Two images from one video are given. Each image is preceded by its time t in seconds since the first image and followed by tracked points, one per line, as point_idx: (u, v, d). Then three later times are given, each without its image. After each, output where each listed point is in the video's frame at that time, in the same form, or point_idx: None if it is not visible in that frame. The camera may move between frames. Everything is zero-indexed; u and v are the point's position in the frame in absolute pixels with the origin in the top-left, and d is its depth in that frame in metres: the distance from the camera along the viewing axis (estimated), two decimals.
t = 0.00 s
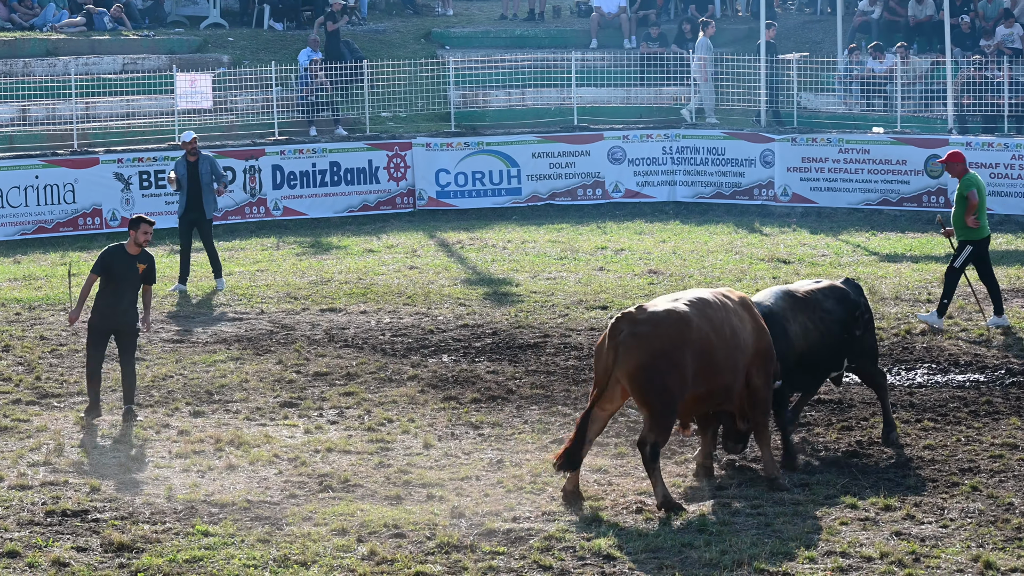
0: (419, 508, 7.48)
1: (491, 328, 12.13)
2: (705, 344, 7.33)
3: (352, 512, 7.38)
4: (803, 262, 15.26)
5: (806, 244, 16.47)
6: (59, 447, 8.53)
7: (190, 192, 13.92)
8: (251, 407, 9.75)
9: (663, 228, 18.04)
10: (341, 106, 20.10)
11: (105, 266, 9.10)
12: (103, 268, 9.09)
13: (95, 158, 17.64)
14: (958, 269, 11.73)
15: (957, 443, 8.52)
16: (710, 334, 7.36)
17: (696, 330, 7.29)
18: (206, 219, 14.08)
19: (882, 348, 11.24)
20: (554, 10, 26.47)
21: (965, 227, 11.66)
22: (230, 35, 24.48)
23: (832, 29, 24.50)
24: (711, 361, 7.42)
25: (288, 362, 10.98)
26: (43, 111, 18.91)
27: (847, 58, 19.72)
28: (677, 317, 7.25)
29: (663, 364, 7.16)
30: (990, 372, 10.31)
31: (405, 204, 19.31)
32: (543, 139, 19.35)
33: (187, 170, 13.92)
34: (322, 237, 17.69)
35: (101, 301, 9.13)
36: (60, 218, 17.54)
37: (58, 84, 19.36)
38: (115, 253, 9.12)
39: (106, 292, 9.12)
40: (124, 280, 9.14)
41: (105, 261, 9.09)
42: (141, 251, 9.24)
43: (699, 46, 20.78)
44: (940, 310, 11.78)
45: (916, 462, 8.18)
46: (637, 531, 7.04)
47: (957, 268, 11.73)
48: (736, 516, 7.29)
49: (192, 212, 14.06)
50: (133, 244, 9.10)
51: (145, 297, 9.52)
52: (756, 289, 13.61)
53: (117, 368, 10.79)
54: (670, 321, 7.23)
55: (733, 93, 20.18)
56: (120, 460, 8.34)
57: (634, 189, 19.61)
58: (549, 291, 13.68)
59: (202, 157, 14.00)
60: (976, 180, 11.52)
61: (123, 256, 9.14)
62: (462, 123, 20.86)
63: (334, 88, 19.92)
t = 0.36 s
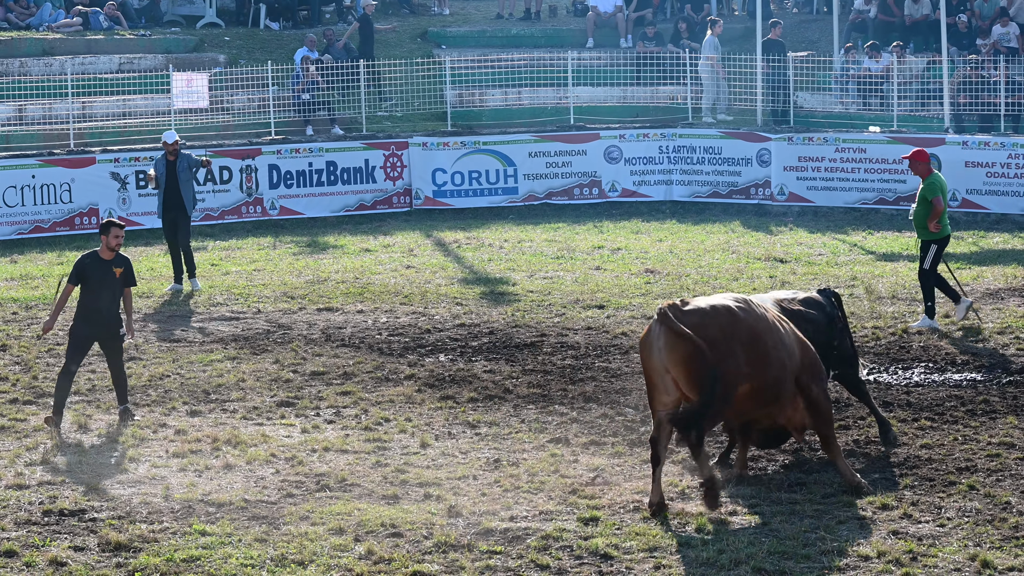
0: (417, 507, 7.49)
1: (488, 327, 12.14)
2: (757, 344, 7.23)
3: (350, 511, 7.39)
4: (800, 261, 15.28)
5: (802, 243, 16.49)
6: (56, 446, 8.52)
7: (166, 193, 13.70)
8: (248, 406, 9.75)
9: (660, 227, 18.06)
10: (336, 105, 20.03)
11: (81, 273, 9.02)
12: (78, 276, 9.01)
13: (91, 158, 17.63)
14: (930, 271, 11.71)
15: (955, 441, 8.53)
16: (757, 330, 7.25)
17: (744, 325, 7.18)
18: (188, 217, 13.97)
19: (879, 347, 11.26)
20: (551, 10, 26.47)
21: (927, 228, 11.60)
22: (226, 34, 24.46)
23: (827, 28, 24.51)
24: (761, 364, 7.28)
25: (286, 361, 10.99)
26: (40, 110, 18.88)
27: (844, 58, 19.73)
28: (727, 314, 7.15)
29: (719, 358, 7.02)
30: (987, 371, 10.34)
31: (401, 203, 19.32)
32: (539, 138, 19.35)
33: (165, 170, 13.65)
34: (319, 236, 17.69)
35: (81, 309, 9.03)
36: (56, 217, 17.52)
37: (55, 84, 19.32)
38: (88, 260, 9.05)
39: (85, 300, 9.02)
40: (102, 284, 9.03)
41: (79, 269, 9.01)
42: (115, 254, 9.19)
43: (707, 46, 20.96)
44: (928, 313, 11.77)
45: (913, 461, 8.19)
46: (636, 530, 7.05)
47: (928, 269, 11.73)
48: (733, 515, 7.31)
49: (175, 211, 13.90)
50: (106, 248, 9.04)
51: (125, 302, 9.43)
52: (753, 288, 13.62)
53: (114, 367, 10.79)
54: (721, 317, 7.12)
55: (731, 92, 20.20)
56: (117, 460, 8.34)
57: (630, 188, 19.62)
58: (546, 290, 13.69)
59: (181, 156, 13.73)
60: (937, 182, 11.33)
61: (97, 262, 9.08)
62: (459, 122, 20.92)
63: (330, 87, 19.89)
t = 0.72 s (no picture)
0: (414, 507, 7.49)
1: (485, 327, 12.14)
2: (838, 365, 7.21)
3: (347, 510, 7.39)
4: (797, 261, 15.29)
5: (799, 243, 16.50)
6: (53, 446, 8.52)
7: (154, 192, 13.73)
8: (245, 406, 9.75)
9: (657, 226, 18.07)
10: (333, 105, 20.06)
11: (38, 273, 8.96)
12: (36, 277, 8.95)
13: (88, 157, 17.62)
14: (912, 271, 11.68)
15: (952, 441, 8.55)
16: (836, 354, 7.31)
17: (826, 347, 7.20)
18: (175, 218, 13.91)
19: (876, 347, 11.27)
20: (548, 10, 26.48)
21: (907, 229, 11.53)
22: (223, 34, 24.45)
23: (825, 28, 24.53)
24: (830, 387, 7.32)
25: (283, 361, 10.99)
26: (36, 110, 18.85)
27: (841, 58, 19.75)
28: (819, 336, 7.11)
29: (817, 371, 7.00)
30: (984, 371, 10.35)
31: (399, 203, 19.33)
32: (537, 138, 19.35)
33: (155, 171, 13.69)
34: (316, 236, 17.68)
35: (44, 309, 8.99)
36: (53, 217, 17.51)
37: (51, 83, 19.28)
38: (44, 259, 8.97)
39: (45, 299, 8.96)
40: (59, 281, 8.94)
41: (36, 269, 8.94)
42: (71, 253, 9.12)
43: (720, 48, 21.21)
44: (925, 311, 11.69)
45: (910, 460, 8.20)
46: (633, 530, 7.06)
47: (911, 270, 11.68)
48: (731, 515, 7.31)
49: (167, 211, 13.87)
50: (63, 247, 8.97)
51: (87, 300, 9.36)
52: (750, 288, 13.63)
53: (111, 367, 10.79)
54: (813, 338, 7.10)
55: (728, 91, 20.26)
56: (114, 459, 8.33)
57: (628, 188, 19.63)
58: (543, 290, 13.69)
59: (168, 158, 13.72)
60: (905, 181, 11.36)
61: (53, 260, 8.98)
62: (457, 122, 20.93)
63: (327, 87, 19.93)
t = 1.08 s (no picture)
0: (410, 507, 7.49)
1: (481, 327, 12.14)
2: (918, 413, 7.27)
3: (343, 510, 7.39)
4: (793, 260, 15.30)
5: (796, 243, 16.50)
6: (49, 446, 8.52)
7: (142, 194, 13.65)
8: (241, 406, 9.75)
9: (653, 226, 18.07)
10: (330, 104, 20.06)
11: (24, 278, 8.86)
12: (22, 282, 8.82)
13: (85, 157, 17.62)
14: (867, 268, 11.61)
15: (948, 441, 8.56)
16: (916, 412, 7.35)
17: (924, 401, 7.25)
18: (162, 221, 13.81)
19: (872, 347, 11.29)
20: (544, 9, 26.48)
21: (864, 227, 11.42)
22: (220, 33, 24.44)
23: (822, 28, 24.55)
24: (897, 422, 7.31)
25: (279, 361, 10.99)
26: (32, 110, 18.83)
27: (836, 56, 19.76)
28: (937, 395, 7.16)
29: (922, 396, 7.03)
30: (980, 370, 10.37)
31: (395, 202, 19.33)
32: (533, 138, 19.36)
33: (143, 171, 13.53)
34: (312, 236, 17.67)
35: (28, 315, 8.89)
36: (50, 217, 17.50)
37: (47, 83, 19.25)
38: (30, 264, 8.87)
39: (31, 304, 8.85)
40: (44, 287, 8.85)
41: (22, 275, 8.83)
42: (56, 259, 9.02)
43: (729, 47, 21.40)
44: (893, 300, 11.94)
45: (907, 459, 8.22)
46: (630, 530, 7.07)
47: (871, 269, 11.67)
48: (727, 514, 7.33)
49: (155, 214, 13.76)
50: (48, 253, 8.83)
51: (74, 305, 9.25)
52: (746, 288, 13.63)
53: (107, 367, 10.79)
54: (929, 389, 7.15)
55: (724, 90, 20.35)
56: (111, 459, 8.33)
57: (624, 188, 19.64)
58: (540, 290, 13.69)
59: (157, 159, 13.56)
60: (865, 178, 11.16)
61: (38, 265, 8.88)
62: (453, 122, 20.83)
63: (324, 87, 19.94)
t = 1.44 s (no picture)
0: (408, 507, 7.50)
1: (479, 327, 12.15)
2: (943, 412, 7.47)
3: (342, 510, 7.40)
4: (791, 260, 15.32)
5: (793, 243, 16.52)
6: (48, 447, 8.53)
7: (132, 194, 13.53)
8: (239, 406, 9.76)
9: (651, 226, 18.08)
10: (328, 104, 20.10)
11: (29, 283, 8.70)
12: (26, 285, 8.70)
13: (83, 157, 17.62)
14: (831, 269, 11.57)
15: (947, 441, 8.58)
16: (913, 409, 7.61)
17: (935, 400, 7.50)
18: (154, 221, 13.70)
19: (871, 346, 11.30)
20: (542, 9, 26.51)
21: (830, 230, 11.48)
22: (217, 34, 24.45)
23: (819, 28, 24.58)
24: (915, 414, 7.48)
25: (277, 361, 11.00)
26: (30, 111, 18.81)
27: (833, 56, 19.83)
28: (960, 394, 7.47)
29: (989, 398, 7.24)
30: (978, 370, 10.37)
31: (393, 203, 19.35)
32: (531, 138, 19.37)
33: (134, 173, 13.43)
34: (310, 236, 17.68)
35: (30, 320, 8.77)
36: (47, 217, 17.50)
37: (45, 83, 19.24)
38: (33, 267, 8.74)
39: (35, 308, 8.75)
40: (50, 290, 8.77)
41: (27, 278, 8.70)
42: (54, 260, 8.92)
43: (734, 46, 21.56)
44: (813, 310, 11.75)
45: (905, 460, 8.24)
46: (629, 530, 7.08)
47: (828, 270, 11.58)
48: (725, 514, 7.34)
49: (143, 214, 13.66)
50: (54, 255, 8.75)
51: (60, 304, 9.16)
52: (744, 288, 13.65)
53: (106, 367, 10.80)
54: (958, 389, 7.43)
55: (722, 92, 20.35)
56: (109, 459, 8.34)
57: (622, 188, 19.65)
58: (537, 290, 13.71)
59: (148, 159, 13.45)
60: (837, 182, 11.34)
61: (43, 267, 8.78)
62: (450, 122, 20.83)
63: (322, 87, 19.97)
